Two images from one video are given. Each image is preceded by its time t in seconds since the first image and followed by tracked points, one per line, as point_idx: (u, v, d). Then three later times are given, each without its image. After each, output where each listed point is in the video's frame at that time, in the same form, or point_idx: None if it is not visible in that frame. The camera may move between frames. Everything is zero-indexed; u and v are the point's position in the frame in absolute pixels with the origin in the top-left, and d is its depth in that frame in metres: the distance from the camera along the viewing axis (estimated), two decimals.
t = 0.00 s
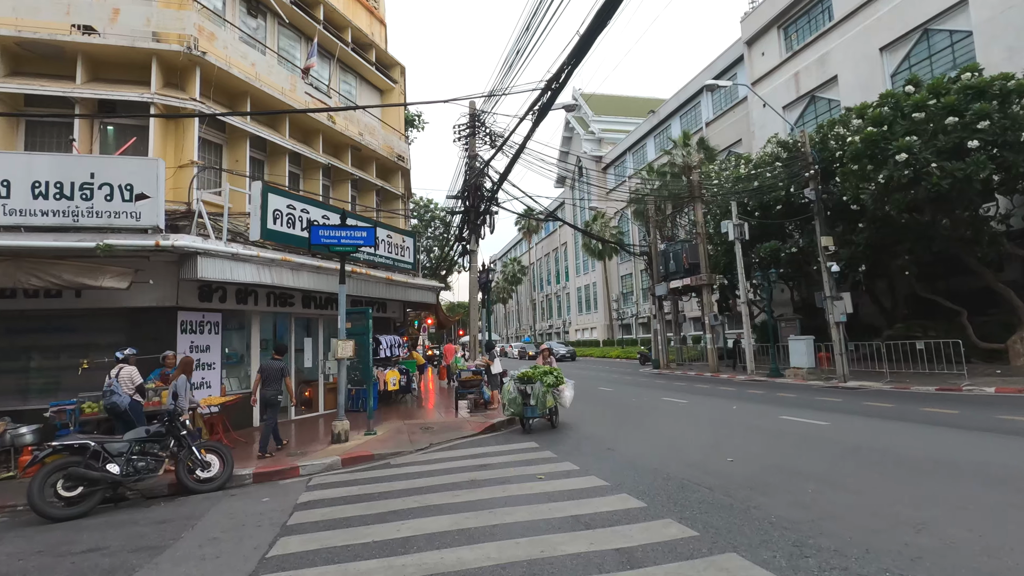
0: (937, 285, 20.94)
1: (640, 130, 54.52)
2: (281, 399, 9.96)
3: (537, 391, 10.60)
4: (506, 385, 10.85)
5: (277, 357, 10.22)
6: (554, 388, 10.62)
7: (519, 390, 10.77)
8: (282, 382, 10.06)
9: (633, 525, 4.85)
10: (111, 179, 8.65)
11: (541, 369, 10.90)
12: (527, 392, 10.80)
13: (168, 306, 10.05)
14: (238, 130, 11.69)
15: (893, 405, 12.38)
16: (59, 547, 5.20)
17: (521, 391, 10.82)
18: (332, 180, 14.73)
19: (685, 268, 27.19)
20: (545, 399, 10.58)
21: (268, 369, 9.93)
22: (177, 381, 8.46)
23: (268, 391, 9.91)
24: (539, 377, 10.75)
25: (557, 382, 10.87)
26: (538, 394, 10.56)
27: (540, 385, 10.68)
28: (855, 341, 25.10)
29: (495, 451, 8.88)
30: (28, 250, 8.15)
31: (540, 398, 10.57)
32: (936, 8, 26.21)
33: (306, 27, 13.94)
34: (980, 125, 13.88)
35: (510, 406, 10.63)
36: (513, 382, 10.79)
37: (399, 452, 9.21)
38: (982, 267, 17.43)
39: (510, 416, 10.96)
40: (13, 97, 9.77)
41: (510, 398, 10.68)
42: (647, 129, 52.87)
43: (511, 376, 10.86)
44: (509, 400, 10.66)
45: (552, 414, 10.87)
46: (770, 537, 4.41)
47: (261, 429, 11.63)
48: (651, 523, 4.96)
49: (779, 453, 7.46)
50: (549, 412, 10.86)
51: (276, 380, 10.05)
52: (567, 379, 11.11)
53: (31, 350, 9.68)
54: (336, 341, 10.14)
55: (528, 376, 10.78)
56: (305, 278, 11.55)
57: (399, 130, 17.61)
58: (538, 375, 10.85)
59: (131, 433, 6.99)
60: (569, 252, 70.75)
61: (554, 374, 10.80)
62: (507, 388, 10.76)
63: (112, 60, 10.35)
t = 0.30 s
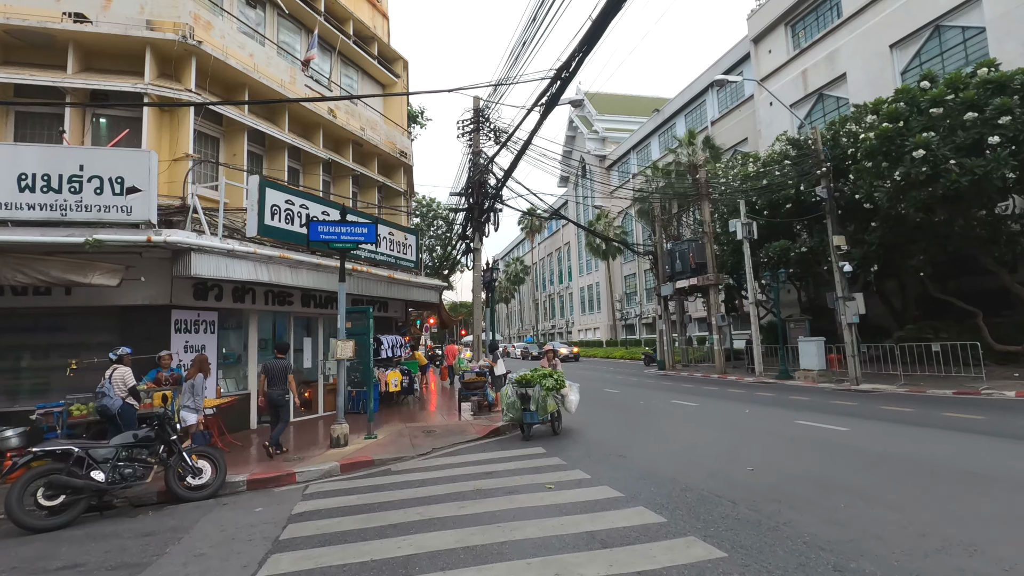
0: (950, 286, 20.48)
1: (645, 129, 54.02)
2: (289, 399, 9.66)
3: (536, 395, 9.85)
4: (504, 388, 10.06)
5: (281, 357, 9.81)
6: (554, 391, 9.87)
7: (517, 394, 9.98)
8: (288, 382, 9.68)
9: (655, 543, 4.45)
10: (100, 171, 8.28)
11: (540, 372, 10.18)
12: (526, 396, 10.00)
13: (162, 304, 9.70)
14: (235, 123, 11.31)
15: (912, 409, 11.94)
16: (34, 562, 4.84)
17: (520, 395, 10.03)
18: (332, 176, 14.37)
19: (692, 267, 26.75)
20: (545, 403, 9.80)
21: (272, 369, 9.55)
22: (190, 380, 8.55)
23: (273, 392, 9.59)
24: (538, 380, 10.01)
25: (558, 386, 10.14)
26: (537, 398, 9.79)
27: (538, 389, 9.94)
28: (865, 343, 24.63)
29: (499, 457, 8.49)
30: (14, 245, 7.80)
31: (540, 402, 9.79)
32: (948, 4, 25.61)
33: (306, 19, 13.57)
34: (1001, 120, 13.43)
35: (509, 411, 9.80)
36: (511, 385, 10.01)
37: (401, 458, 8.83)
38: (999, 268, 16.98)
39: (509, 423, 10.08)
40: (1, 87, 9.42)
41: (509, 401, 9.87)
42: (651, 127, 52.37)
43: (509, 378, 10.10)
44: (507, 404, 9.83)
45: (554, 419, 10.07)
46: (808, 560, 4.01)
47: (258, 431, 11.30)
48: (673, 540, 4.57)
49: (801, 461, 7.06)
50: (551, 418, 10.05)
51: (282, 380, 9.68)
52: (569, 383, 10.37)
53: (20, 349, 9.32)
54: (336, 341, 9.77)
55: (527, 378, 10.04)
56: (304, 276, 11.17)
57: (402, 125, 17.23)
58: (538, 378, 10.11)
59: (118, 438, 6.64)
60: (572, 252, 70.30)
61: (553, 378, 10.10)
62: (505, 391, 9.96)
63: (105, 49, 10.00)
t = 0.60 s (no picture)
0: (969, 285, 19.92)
1: (652, 127, 53.48)
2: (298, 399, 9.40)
3: (535, 399, 9.16)
4: (501, 391, 9.48)
5: (289, 356, 9.57)
6: (555, 394, 9.16)
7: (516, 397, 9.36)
8: (296, 381, 9.44)
9: (682, 560, 4.06)
10: (93, 163, 7.97)
11: (542, 374, 9.50)
12: (525, 400, 9.38)
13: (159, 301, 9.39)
14: (236, 116, 11.00)
15: (937, 412, 11.43)
16: None
17: (519, 398, 9.42)
18: (336, 171, 14.03)
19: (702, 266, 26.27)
20: (545, 407, 9.10)
21: (280, 368, 9.32)
22: (204, 378, 8.57)
23: (281, 390, 9.38)
24: (539, 382, 9.34)
25: (561, 389, 9.40)
26: (537, 402, 9.12)
27: (539, 392, 9.25)
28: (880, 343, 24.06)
29: (507, 461, 8.11)
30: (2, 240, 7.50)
31: (539, 406, 9.10)
32: None
33: (309, 10, 13.26)
34: None
35: (506, 415, 9.19)
36: (509, 388, 9.44)
37: (405, 461, 8.47)
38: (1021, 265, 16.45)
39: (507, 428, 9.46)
40: None
41: (506, 406, 9.28)
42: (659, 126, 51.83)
43: (507, 381, 9.54)
44: (505, 408, 9.23)
45: (557, 424, 9.34)
46: None
47: (259, 433, 10.98)
48: (701, 557, 4.18)
49: (829, 468, 6.64)
50: (553, 423, 9.34)
51: (290, 380, 9.46)
52: (575, 386, 9.61)
53: (12, 348, 9.03)
54: (338, 340, 9.44)
55: (527, 381, 9.45)
56: (306, 273, 10.85)
57: (407, 120, 16.89)
58: (539, 380, 9.49)
59: (107, 441, 6.31)
60: (578, 252, 69.82)
61: (556, 380, 9.37)
62: (502, 395, 9.39)
63: (101, 38, 9.71)
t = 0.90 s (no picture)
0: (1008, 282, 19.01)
1: (671, 123, 52.59)
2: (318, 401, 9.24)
3: (544, 404, 8.36)
4: (510, 393, 8.70)
5: (314, 356, 9.52)
6: (566, 399, 8.37)
7: (525, 401, 8.56)
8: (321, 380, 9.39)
9: None
10: (101, 159, 7.79)
11: (553, 377, 8.68)
12: (536, 404, 8.57)
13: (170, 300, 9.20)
14: (248, 111, 10.79)
15: (982, 417, 10.78)
16: None
17: (529, 402, 8.63)
18: (350, 168, 13.79)
19: (724, 264, 25.55)
20: (554, 413, 8.30)
21: (306, 368, 9.28)
22: (230, 376, 8.43)
23: (306, 390, 9.33)
24: (549, 386, 8.53)
25: (574, 394, 8.58)
26: (546, 407, 8.33)
27: (548, 397, 8.45)
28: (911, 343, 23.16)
29: (526, 466, 7.74)
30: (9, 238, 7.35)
31: (547, 411, 8.31)
32: None
33: (322, 3, 13.02)
34: None
35: (514, 420, 8.42)
36: (518, 390, 8.65)
37: (420, 466, 8.15)
38: None
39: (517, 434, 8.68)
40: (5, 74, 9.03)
41: (514, 409, 8.49)
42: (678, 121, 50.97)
43: (518, 383, 8.79)
44: (513, 412, 8.45)
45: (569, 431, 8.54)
46: None
47: (272, 435, 10.76)
48: None
49: (875, 479, 6.15)
50: (565, 429, 8.55)
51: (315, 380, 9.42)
52: (591, 389, 8.87)
53: (23, 348, 8.91)
54: (351, 340, 9.15)
55: (538, 384, 8.66)
56: (318, 271, 10.60)
57: (422, 116, 16.61)
58: (550, 384, 8.69)
59: (112, 446, 6.10)
60: (595, 250, 69.09)
61: (568, 384, 8.57)
62: (511, 397, 8.60)
63: (112, 34, 9.57)
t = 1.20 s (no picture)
0: None
1: (686, 119, 51.76)
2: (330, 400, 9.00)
3: (554, 406, 7.74)
4: (518, 395, 8.07)
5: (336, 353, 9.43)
6: (578, 401, 7.76)
7: (533, 404, 7.93)
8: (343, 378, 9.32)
9: None
10: (105, 153, 7.58)
11: (562, 377, 8.03)
12: (546, 407, 7.95)
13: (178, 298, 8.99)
14: (257, 106, 10.57)
15: None
16: None
17: (538, 405, 8.00)
18: (361, 164, 13.53)
19: (744, 261, 24.90)
20: (564, 417, 7.68)
21: (329, 364, 9.16)
22: (252, 374, 8.35)
23: (328, 388, 9.17)
24: (558, 387, 7.88)
25: (586, 395, 7.94)
26: (556, 409, 7.72)
27: (558, 398, 7.81)
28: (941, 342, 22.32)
29: (544, 470, 7.38)
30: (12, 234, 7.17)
31: (557, 414, 7.69)
32: None
33: None
34: None
35: (523, 424, 7.81)
36: (526, 392, 8.02)
37: (433, 470, 7.82)
38: None
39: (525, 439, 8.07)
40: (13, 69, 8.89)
41: (522, 413, 7.85)
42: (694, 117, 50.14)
43: (526, 384, 8.14)
44: (521, 416, 7.82)
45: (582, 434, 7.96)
46: None
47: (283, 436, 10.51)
48: None
49: (922, 487, 5.68)
50: (578, 433, 7.95)
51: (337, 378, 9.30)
52: (604, 390, 8.24)
53: (31, 347, 8.76)
54: (361, 338, 8.84)
55: (547, 385, 8.00)
56: (329, 268, 10.34)
57: (435, 111, 16.32)
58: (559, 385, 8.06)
59: (113, 448, 5.87)
60: (610, 249, 68.38)
61: (578, 384, 7.92)
62: (519, 399, 7.96)
63: (119, 28, 9.40)
